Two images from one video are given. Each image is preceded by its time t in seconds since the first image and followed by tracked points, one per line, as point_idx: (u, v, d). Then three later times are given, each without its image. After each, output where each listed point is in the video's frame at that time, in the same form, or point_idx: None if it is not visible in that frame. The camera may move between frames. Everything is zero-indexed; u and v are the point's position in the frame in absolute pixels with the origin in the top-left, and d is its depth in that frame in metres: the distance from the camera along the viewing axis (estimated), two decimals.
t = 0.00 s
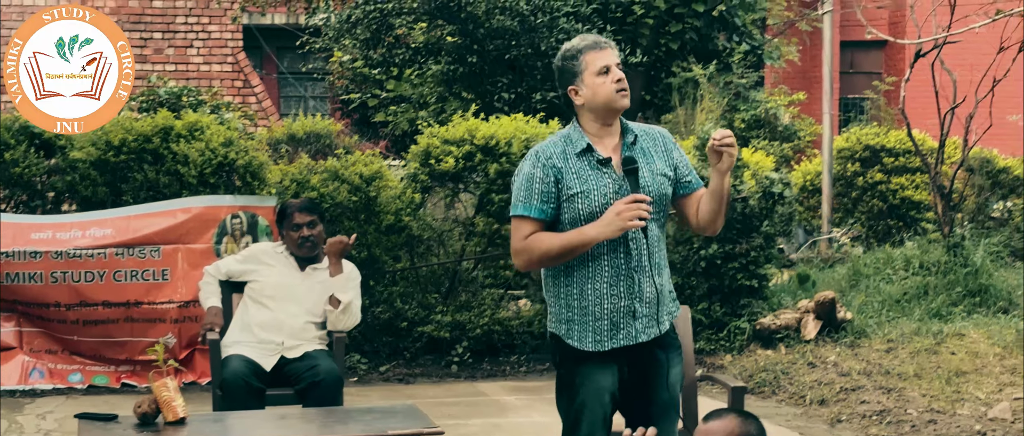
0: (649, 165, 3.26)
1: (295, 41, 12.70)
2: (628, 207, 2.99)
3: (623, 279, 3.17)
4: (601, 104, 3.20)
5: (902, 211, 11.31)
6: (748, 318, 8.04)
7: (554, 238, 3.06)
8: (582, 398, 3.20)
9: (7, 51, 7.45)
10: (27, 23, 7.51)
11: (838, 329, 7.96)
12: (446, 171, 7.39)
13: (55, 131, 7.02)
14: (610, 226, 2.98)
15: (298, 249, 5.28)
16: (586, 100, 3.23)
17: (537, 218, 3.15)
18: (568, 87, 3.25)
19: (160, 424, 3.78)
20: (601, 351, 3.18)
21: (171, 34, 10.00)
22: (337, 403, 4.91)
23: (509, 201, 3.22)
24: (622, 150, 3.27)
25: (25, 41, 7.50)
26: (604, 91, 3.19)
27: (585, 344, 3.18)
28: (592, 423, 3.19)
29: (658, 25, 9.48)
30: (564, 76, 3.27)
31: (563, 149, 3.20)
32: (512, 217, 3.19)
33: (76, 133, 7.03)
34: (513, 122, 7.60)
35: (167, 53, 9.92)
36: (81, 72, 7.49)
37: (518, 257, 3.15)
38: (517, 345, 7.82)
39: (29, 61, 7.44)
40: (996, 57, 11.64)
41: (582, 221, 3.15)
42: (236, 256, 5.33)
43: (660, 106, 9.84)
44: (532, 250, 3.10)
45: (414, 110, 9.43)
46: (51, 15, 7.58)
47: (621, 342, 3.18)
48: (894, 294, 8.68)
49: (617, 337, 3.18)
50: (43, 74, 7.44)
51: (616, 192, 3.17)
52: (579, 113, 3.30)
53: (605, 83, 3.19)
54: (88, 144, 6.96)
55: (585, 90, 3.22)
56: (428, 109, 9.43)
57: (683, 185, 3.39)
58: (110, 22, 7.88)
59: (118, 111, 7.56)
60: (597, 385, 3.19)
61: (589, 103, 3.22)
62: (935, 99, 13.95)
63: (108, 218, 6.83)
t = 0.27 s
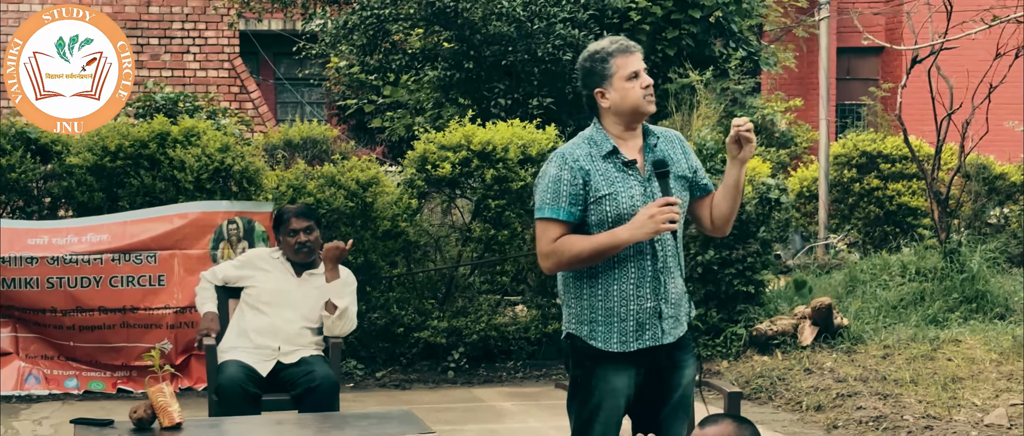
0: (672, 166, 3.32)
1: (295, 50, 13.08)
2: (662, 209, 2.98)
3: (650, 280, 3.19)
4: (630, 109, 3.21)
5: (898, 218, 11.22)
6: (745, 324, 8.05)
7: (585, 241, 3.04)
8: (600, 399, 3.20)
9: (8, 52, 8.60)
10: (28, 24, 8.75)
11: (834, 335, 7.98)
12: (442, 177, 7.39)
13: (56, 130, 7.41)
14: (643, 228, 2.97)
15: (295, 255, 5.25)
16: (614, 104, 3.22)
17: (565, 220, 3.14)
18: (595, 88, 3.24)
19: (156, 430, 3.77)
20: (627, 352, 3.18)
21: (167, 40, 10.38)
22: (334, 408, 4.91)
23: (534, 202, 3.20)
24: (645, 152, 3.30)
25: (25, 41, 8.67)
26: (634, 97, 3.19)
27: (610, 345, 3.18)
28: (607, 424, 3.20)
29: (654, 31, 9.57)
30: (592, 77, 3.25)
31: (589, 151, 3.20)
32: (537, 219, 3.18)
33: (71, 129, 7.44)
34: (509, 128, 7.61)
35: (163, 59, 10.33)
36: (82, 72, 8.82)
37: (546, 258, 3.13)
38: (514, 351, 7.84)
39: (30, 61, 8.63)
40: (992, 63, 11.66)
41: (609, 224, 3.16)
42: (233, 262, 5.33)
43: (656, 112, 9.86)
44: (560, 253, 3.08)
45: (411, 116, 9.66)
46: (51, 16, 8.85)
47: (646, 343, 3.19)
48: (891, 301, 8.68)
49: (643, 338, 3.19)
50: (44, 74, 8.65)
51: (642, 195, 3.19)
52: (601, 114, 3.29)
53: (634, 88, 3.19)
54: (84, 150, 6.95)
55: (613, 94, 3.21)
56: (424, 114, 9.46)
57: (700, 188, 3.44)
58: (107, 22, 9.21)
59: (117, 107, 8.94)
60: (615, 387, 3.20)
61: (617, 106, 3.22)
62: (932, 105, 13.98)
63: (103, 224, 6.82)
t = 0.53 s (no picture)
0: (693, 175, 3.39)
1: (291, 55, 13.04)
2: (685, 214, 2.99)
3: (669, 285, 3.21)
4: (652, 118, 3.24)
5: (895, 222, 11.23)
6: (742, 328, 8.06)
7: (610, 245, 3.05)
8: (614, 403, 3.23)
9: (9, 52, 8.94)
10: (30, 25, 9.02)
11: (831, 338, 7.99)
12: (440, 181, 7.40)
13: (56, 132, 7.72)
14: (667, 232, 2.98)
15: (292, 260, 5.27)
16: (636, 111, 3.26)
17: (588, 225, 3.16)
18: (618, 94, 3.28)
19: (154, 434, 3.77)
20: (648, 356, 3.21)
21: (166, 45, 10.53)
22: (330, 412, 4.93)
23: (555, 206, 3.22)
24: (664, 160, 3.35)
25: (26, 41, 9.00)
26: (655, 108, 3.23)
27: (629, 349, 3.20)
28: (620, 428, 3.23)
29: (652, 35, 9.57)
30: (615, 83, 3.29)
31: (611, 157, 3.24)
32: (560, 223, 3.19)
33: (69, 130, 7.84)
34: (506, 132, 7.62)
35: (161, 63, 10.46)
36: (81, 73, 9.03)
37: (569, 262, 3.14)
38: (511, 355, 7.86)
39: (30, 61, 8.93)
40: (989, 68, 11.68)
41: (631, 228, 3.18)
42: (230, 267, 5.31)
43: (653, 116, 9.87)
44: (583, 256, 3.10)
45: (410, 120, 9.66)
46: (51, 16, 9.08)
47: (665, 347, 3.22)
48: (888, 304, 8.69)
49: (663, 342, 3.22)
50: (43, 74, 8.92)
51: (662, 201, 3.22)
52: (622, 120, 3.33)
53: (657, 98, 3.22)
54: (82, 155, 6.97)
55: (635, 101, 3.26)
56: (422, 119, 9.47)
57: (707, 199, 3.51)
58: (106, 21, 9.42)
59: (116, 108, 9.01)
60: (629, 391, 3.22)
61: (638, 114, 3.26)
62: (928, 109, 14.01)
63: (102, 228, 6.83)
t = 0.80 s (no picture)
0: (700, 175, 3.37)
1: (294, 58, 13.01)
2: (688, 209, 2.97)
3: (677, 282, 3.21)
4: (651, 113, 3.25)
5: (897, 223, 11.28)
6: (743, 328, 8.07)
7: (614, 242, 3.05)
8: (620, 403, 3.25)
9: (8, 52, 8.68)
10: (29, 23, 8.76)
11: (832, 339, 7.99)
12: (441, 183, 7.39)
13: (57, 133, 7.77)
14: (671, 227, 2.96)
15: (293, 263, 5.28)
16: (636, 108, 3.27)
17: (594, 222, 3.17)
18: (617, 94, 3.31)
19: None
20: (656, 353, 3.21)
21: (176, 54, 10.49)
22: (331, 414, 4.93)
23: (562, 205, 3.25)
24: (671, 159, 3.34)
25: (25, 41, 8.71)
26: (650, 101, 3.24)
27: (637, 347, 3.20)
28: (627, 427, 3.24)
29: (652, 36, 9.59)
30: (615, 84, 3.32)
31: (617, 155, 3.25)
32: (567, 221, 3.21)
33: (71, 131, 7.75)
34: (507, 134, 7.62)
35: (162, 66, 10.39)
36: (82, 73, 8.90)
37: (575, 259, 3.15)
38: (513, 357, 7.86)
39: (29, 61, 8.67)
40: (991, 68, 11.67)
41: (637, 226, 3.18)
42: (231, 269, 5.32)
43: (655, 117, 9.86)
44: (588, 253, 3.11)
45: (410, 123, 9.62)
46: (51, 16, 8.82)
47: (674, 345, 3.21)
48: (889, 305, 8.69)
49: (671, 339, 3.20)
50: (44, 74, 8.73)
51: (669, 199, 3.22)
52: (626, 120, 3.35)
53: (653, 93, 3.23)
54: (83, 157, 6.98)
55: (632, 99, 3.28)
56: (423, 121, 9.48)
57: (721, 201, 3.46)
58: (108, 22, 9.23)
59: (116, 108, 9.06)
60: (636, 391, 3.23)
61: (637, 111, 3.28)
62: (929, 110, 14.01)
63: (103, 230, 6.85)
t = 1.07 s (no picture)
0: (692, 171, 3.31)
1: (295, 53, 13.03)
2: (669, 199, 3.01)
3: (666, 277, 3.22)
4: (643, 109, 3.28)
5: (900, 217, 11.31)
6: (746, 323, 8.08)
7: (597, 233, 3.12)
8: (612, 398, 3.29)
9: (7, 52, 8.23)
10: (28, 24, 8.37)
11: (835, 334, 7.97)
12: (443, 178, 7.39)
13: (56, 132, 7.42)
14: (651, 217, 3.01)
15: (296, 259, 5.27)
16: (629, 105, 3.31)
17: (582, 214, 3.24)
18: (613, 92, 3.35)
19: (158, 432, 3.77)
20: (646, 348, 3.23)
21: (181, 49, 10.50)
22: (335, 410, 4.91)
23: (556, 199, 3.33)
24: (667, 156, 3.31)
25: (26, 41, 8.30)
26: (641, 97, 3.27)
27: (626, 342, 3.24)
28: (618, 424, 3.28)
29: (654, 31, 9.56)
30: (612, 82, 3.37)
31: (610, 150, 3.30)
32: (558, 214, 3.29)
33: (72, 130, 7.50)
34: (509, 129, 7.60)
35: (166, 62, 10.31)
36: (82, 72, 8.39)
37: (564, 251, 3.23)
38: (516, 352, 7.86)
39: (29, 61, 8.23)
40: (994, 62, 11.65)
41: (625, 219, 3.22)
42: (234, 265, 5.33)
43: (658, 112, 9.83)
44: (575, 244, 3.18)
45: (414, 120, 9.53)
46: (51, 16, 8.42)
47: (664, 339, 3.21)
48: (892, 300, 8.69)
49: (659, 334, 3.22)
50: (43, 74, 8.25)
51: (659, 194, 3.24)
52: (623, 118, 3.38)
53: (644, 89, 3.26)
54: (86, 153, 6.98)
55: (626, 94, 3.31)
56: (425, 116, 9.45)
57: (732, 190, 3.43)
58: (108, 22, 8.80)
59: (116, 109, 8.44)
60: (626, 388, 3.26)
61: (630, 107, 3.31)
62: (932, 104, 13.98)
63: (106, 227, 6.84)
